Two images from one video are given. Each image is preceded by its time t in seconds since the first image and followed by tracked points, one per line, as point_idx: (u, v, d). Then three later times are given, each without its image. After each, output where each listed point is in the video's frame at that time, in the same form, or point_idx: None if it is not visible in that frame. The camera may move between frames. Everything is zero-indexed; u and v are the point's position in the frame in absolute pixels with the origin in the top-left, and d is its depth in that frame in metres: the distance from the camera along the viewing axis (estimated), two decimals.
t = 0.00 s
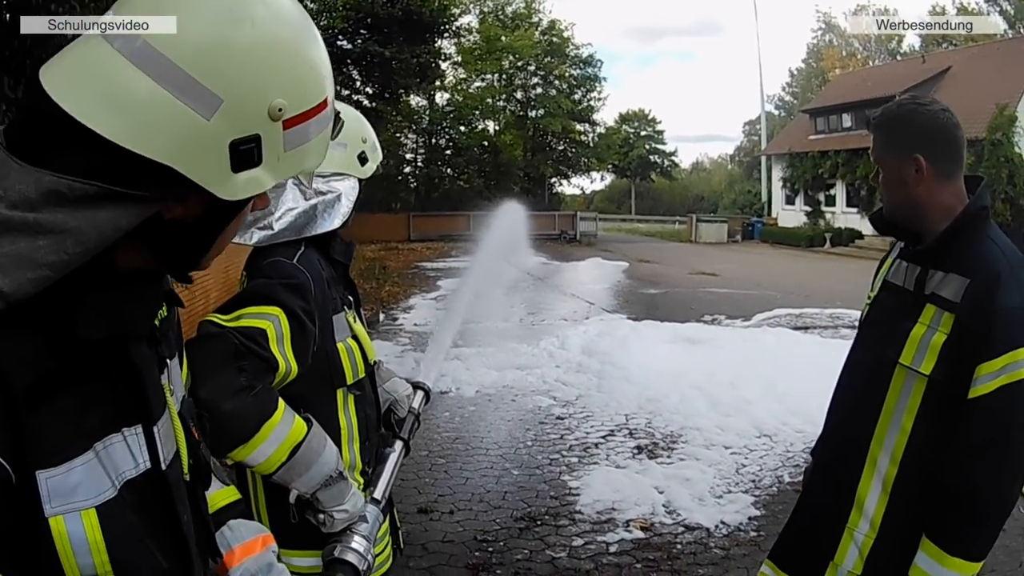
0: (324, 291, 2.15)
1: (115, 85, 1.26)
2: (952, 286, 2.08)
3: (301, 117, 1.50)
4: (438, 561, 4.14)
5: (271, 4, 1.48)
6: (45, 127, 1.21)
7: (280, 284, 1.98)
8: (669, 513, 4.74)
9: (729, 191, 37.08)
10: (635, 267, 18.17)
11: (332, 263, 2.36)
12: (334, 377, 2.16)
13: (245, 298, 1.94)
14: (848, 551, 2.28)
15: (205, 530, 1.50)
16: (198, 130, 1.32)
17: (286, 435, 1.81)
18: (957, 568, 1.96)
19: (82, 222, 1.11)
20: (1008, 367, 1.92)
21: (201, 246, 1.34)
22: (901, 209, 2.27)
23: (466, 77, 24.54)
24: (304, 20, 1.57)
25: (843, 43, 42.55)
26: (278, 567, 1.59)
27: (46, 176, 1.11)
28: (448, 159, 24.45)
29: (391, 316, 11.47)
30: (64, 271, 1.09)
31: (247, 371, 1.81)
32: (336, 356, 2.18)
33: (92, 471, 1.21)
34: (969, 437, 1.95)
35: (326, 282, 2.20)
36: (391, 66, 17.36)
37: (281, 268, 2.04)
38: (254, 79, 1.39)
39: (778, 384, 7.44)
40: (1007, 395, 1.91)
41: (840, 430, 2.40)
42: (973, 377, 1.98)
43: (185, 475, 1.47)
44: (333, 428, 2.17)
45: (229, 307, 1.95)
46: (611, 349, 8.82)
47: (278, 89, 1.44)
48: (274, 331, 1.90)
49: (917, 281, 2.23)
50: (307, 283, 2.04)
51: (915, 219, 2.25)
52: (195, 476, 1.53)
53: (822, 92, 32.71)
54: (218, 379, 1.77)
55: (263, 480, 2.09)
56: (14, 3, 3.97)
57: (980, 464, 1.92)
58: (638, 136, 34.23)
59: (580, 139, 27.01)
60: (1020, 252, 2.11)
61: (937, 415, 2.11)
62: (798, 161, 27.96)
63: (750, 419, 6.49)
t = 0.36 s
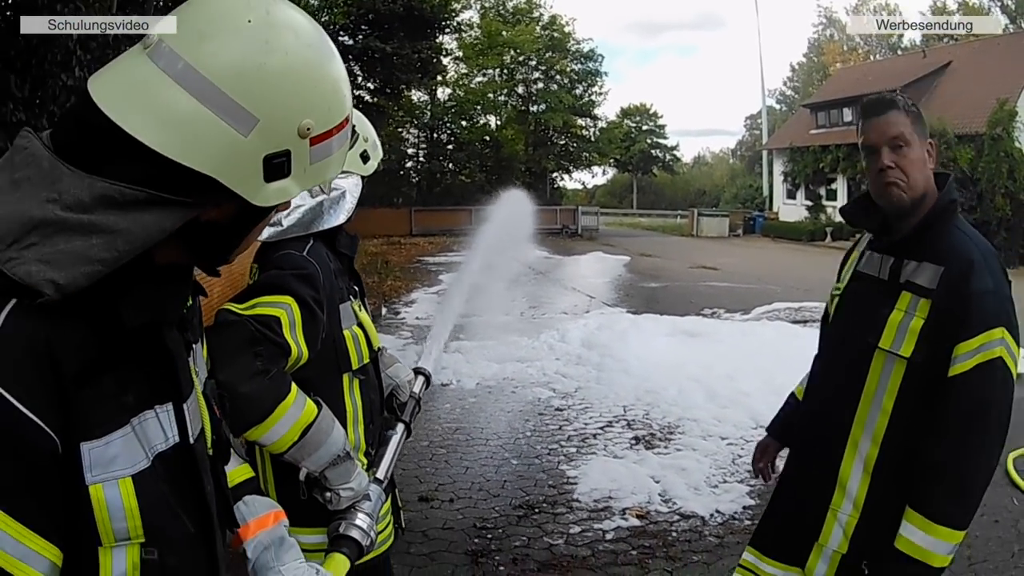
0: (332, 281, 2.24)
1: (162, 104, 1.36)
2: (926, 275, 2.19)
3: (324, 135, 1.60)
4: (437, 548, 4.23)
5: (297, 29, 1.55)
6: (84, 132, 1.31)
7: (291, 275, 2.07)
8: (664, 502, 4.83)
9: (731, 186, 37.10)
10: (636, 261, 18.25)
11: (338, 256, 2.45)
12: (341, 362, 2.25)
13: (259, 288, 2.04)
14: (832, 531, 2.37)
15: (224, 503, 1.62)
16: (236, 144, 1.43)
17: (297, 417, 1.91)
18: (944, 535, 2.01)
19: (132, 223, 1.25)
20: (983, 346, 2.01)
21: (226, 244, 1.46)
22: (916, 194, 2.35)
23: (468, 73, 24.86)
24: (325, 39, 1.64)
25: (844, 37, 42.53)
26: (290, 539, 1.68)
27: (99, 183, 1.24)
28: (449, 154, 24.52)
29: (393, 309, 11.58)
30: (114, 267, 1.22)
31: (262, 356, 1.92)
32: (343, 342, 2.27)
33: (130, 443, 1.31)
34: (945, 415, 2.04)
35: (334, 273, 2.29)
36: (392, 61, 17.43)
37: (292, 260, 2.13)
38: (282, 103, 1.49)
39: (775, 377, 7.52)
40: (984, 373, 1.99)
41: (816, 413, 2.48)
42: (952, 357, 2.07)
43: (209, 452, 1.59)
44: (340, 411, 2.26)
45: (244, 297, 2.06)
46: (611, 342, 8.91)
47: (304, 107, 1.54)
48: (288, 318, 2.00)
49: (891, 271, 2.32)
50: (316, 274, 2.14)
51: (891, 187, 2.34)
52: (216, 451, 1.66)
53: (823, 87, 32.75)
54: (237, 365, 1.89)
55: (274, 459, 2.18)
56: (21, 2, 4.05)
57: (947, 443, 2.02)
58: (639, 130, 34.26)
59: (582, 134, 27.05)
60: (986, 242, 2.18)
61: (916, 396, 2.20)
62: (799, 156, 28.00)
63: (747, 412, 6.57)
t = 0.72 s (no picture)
0: (340, 276, 2.30)
1: (170, 115, 1.42)
2: (906, 261, 2.29)
3: (326, 142, 1.66)
4: (444, 537, 4.30)
5: (298, 44, 1.61)
6: (97, 139, 1.37)
7: (302, 271, 2.14)
8: (667, 491, 4.90)
9: (739, 176, 37.02)
10: (642, 252, 18.26)
11: (347, 252, 2.51)
12: (349, 354, 2.31)
13: (271, 284, 2.11)
14: (832, 511, 2.38)
15: (236, 489, 1.69)
16: (240, 154, 1.48)
17: (308, 406, 1.98)
18: (954, 490, 2.17)
19: (146, 227, 1.31)
20: (969, 321, 2.20)
21: (236, 246, 1.52)
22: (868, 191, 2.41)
23: (472, 64, 24.68)
24: (326, 53, 1.68)
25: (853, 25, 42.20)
26: (299, 525, 1.73)
27: (115, 191, 1.31)
28: (455, 145, 24.54)
29: (399, 301, 11.64)
30: (130, 267, 1.30)
31: (274, 348, 1.98)
32: (351, 335, 2.34)
33: (146, 432, 1.38)
34: (941, 387, 2.20)
35: (342, 268, 2.35)
36: (397, 54, 17.43)
37: (303, 256, 2.19)
38: (281, 116, 1.55)
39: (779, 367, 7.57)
40: (972, 345, 2.18)
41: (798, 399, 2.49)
42: (942, 336, 2.22)
43: (220, 438, 1.67)
44: (349, 402, 2.32)
45: (256, 293, 2.12)
46: (615, 333, 8.96)
47: (305, 118, 1.60)
48: (299, 312, 2.07)
49: (870, 259, 2.37)
50: (326, 270, 2.20)
51: (872, 210, 2.41)
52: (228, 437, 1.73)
53: (832, 76, 32.60)
54: (250, 356, 1.96)
55: (285, 448, 2.25)
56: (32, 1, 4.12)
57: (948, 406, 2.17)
58: (646, 120, 34.14)
59: (587, 124, 27.00)
60: (946, 228, 2.37)
61: (909, 374, 2.30)
62: (806, 145, 27.91)
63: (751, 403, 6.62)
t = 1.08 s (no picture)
0: (327, 295, 2.31)
1: (158, 140, 1.43)
2: (859, 266, 2.36)
3: (315, 166, 1.68)
4: (430, 550, 4.30)
5: (283, 67, 1.62)
6: (87, 165, 1.37)
7: (290, 291, 2.14)
8: (652, 501, 4.92)
9: (716, 186, 37.40)
10: (623, 262, 18.37)
11: (332, 269, 2.51)
12: (337, 371, 2.32)
13: (259, 304, 2.11)
14: (819, 503, 2.38)
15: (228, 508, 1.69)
16: (231, 182, 1.49)
17: (299, 426, 1.98)
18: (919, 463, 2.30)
19: (139, 252, 1.32)
20: (917, 314, 2.34)
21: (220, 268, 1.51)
22: (797, 215, 2.47)
23: (452, 75, 25.06)
24: (310, 76, 1.70)
25: (826, 36, 42.90)
26: (292, 543, 1.74)
27: (106, 216, 1.31)
28: (434, 157, 24.63)
29: (380, 314, 11.61)
30: (122, 292, 1.30)
31: (264, 367, 1.99)
32: (339, 352, 2.34)
33: (142, 454, 1.38)
34: (898, 373, 2.32)
35: (329, 288, 2.35)
36: (377, 66, 17.48)
37: (290, 275, 2.20)
38: (272, 140, 1.56)
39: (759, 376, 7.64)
40: (925, 336, 2.34)
41: (768, 406, 2.47)
42: (898, 331, 2.34)
43: (213, 460, 1.66)
44: (338, 420, 2.32)
45: (244, 313, 2.12)
46: (597, 344, 9.01)
47: (293, 143, 1.61)
48: (287, 331, 2.07)
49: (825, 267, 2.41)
50: (313, 289, 2.21)
51: (825, 215, 2.47)
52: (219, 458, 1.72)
53: (807, 86, 33.11)
54: (241, 376, 1.96)
55: (276, 467, 2.25)
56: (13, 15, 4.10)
57: (905, 392, 2.29)
58: (624, 131, 34.42)
59: (566, 136, 27.20)
60: (887, 234, 2.47)
61: (874, 370, 2.37)
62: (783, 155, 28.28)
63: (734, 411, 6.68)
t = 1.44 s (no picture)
0: (319, 300, 2.30)
1: (157, 138, 1.42)
2: (841, 265, 2.42)
3: (315, 164, 1.70)
4: (423, 555, 4.28)
5: (283, 66, 1.63)
6: (87, 163, 1.36)
7: (281, 294, 2.14)
8: (643, 504, 4.94)
9: (700, 192, 37.65)
10: (608, 269, 18.45)
11: (323, 274, 2.50)
12: (331, 375, 2.31)
13: (253, 308, 2.11)
14: (815, 490, 2.40)
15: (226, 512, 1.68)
16: (232, 178, 1.49)
17: (298, 430, 1.97)
18: (897, 447, 2.37)
19: (140, 249, 1.31)
20: (892, 308, 2.43)
21: (217, 266, 1.51)
22: (782, 215, 2.49)
23: (436, 83, 24.92)
24: (310, 75, 1.71)
25: (807, 44, 43.44)
26: (289, 548, 1.73)
27: (106, 213, 1.30)
28: (419, 165, 24.62)
29: (367, 322, 11.58)
30: (124, 289, 1.29)
31: (261, 371, 1.99)
32: (332, 357, 2.33)
33: (141, 455, 1.37)
34: (877, 364, 2.41)
35: (320, 292, 2.34)
36: (362, 73, 17.50)
37: (281, 279, 2.19)
38: (274, 140, 1.58)
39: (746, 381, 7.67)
40: (902, 328, 2.42)
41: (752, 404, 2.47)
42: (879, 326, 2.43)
43: (211, 462, 1.66)
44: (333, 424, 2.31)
45: (237, 318, 2.12)
46: (584, 349, 9.02)
47: (292, 140, 1.62)
48: (281, 335, 2.07)
49: (808, 268, 2.45)
50: (304, 293, 2.20)
51: (802, 217, 2.51)
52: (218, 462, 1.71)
53: (789, 93, 33.49)
54: (238, 380, 1.97)
55: (273, 473, 2.24)
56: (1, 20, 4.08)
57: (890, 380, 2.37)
58: (609, 138, 34.60)
59: (551, 143, 27.32)
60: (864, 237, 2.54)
61: (859, 364, 2.44)
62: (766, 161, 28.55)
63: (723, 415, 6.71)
